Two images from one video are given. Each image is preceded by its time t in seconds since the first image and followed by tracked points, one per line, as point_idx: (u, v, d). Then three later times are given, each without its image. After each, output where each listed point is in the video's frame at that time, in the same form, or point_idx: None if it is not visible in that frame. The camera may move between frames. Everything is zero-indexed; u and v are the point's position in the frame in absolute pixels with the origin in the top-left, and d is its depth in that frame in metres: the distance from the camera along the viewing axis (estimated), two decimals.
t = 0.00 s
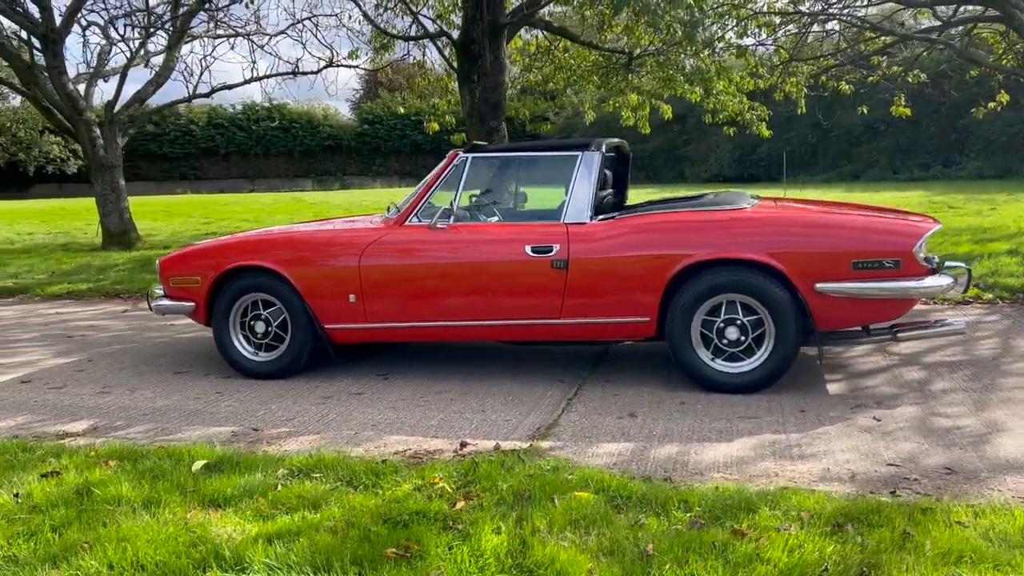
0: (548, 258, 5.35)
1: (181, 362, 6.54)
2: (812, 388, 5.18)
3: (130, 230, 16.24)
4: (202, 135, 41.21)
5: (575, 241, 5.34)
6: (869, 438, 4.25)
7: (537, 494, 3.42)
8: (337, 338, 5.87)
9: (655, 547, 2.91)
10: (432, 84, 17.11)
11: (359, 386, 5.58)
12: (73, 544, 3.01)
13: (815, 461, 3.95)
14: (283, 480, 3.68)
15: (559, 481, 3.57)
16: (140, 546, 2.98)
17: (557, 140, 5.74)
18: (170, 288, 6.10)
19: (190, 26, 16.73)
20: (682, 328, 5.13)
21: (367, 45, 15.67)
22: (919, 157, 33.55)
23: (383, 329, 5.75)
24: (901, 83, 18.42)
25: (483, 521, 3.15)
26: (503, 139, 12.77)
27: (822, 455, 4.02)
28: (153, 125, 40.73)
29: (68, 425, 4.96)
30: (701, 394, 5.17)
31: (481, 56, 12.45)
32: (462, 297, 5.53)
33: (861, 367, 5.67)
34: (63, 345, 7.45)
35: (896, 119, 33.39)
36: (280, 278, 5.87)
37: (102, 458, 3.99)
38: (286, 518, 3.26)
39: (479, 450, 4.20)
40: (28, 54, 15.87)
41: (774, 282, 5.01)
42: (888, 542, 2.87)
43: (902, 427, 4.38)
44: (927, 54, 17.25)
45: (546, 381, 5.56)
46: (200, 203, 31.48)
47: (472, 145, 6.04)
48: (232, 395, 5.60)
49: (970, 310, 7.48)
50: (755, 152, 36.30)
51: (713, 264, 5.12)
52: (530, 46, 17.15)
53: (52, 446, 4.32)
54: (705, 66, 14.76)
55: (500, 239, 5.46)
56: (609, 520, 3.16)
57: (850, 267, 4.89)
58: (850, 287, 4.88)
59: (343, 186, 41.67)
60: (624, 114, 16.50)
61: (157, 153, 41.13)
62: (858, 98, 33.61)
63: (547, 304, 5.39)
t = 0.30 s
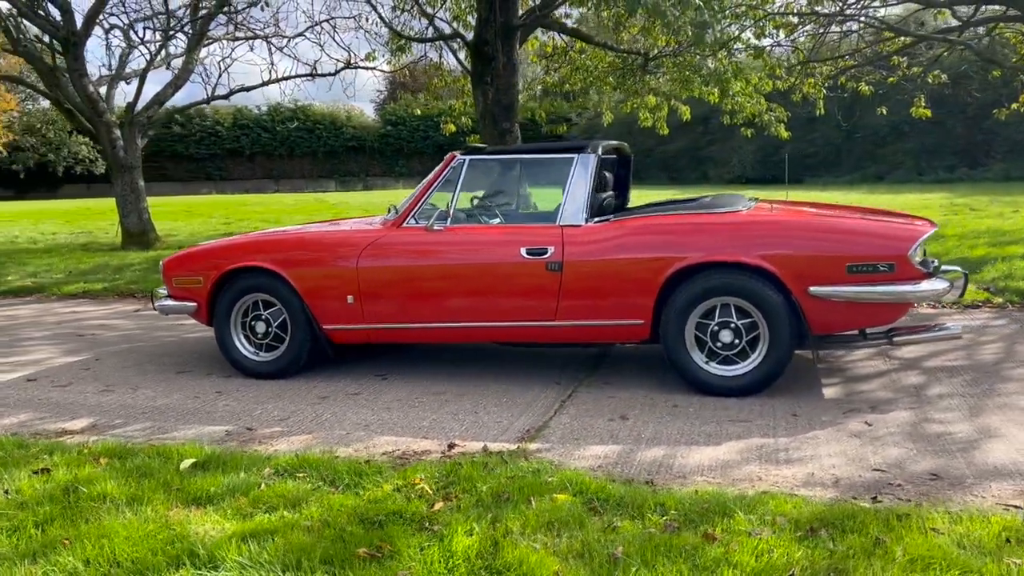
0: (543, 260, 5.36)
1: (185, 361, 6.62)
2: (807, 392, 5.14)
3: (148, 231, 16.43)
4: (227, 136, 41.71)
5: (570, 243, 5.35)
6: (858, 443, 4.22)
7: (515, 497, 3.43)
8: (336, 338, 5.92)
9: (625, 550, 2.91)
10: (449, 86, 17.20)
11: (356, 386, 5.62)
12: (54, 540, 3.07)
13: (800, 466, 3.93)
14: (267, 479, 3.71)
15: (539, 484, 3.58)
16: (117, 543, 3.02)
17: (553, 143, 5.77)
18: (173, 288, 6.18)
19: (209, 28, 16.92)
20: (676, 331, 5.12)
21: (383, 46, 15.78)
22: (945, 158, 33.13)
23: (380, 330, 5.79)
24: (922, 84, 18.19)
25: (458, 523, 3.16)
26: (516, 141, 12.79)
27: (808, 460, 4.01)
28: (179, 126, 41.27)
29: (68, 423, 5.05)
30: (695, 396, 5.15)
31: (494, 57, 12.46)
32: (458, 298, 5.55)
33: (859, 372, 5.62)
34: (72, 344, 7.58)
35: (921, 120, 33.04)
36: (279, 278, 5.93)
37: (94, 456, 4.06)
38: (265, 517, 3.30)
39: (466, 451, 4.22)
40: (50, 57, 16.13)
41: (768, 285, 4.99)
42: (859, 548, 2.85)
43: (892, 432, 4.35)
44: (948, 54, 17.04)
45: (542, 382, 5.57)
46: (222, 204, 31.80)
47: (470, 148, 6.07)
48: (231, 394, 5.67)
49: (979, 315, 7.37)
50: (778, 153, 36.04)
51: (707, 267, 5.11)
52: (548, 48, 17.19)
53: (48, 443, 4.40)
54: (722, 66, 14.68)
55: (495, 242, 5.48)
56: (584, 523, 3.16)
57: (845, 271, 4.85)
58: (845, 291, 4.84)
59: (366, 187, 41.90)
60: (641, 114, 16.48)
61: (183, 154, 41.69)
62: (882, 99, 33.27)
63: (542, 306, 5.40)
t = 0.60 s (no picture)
0: (542, 260, 5.34)
1: (191, 359, 6.67)
2: (809, 394, 5.09)
3: (167, 229, 16.59)
4: (252, 136, 42.16)
5: (570, 243, 5.33)
6: (855, 446, 4.17)
7: (501, 497, 3.41)
8: (338, 337, 5.93)
9: (604, 552, 2.89)
10: (468, 86, 17.26)
11: (357, 385, 5.64)
12: (40, 535, 3.10)
13: (794, 469, 3.88)
14: (257, 477, 3.72)
15: (527, 484, 3.56)
16: (100, 539, 3.04)
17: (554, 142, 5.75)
18: (178, 286, 6.22)
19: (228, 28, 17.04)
20: (675, 332, 5.08)
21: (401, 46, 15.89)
22: (971, 159, 32.65)
23: (381, 329, 5.80)
24: (944, 83, 17.94)
25: (440, 523, 3.15)
26: (531, 141, 12.78)
27: (803, 463, 3.96)
28: (204, 126, 41.74)
29: (70, 419, 5.11)
30: (694, 398, 5.11)
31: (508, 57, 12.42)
32: (457, 297, 5.55)
33: (864, 374, 5.55)
34: (83, 341, 7.66)
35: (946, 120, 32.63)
36: (282, 277, 5.96)
37: (89, 452, 4.09)
38: (251, 514, 3.31)
39: (459, 451, 4.22)
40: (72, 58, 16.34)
41: (769, 287, 4.94)
42: (843, 553, 2.81)
43: (891, 436, 4.29)
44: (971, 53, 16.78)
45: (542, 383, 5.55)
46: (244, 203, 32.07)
47: (473, 148, 6.06)
48: (233, 392, 5.70)
49: (992, 318, 7.25)
50: (801, 153, 35.75)
51: (707, 268, 5.07)
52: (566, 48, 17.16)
53: (47, 439, 4.44)
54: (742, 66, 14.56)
55: (496, 241, 5.47)
56: (567, 524, 3.15)
57: (846, 272, 4.79)
58: (846, 292, 4.78)
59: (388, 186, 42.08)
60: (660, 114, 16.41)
61: (208, 154, 42.21)
62: (907, 99, 32.89)
63: (542, 306, 5.38)
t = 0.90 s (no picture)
0: (535, 259, 5.31)
1: (190, 356, 6.70)
2: (804, 396, 5.01)
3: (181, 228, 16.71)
4: (273, 136, 42.60)
5: (563, 241, 5.28)
6: (845, 449, 4.09)
7: (478, 496, 3.38)
8: (333, 335, 5.93)
9: (573, 553, 2.85)
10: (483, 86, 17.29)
11: (350, 383, 5.62)
12: (16, 530, 3.10)
13: (780, 471, 3.82)
14: (237, 473, 3.71)
15: (505, 484, 3.52)
16: (72, 534, 3.04)
17: (549, 140, 5.71)
18: (177, 284, 6.24)
19: (243, 28, 17.13)
20: (668, 331, 5.03)
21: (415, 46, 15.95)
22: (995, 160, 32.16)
23: (375, 326, 5.79)
24: (963, 82, 17.68)
25: (413, 522, 3.12)
26: (541, 139, 12.73)
27: (790, 465, 3.90)
28: (226, 126, 42.15)
29: (64, 414, 5.13)
30: (687, 398, 5.06)
31: (519, 56, 12.39)
32: (451, 296, 5.53)
33: (862, 376, 5.46)
34: (87, 338, 7.71)
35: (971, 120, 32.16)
36: (278, 275, 5.97)
37: (75, 447, 4.11)
38: (227, 510, 3.29)
39: (443, 450, 4.19)
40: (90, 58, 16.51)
41: (763, 286, 4.87)
42: (817, 558, 2.76)
43: (883, 439, 4.21)
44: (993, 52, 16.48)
45: (537, 382, 5.51)
46: (262, 202, 32.27)
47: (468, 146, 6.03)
48: (228, 389, 5.71)
49: (1001, 320, 7.11)
50: (823, 153, 35.49)
51: (701, 267, 5.01)
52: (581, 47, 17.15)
53: (36, 434, 4.46)
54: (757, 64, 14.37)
55: (489, 240, 5.44)
56: (540, 524, 3.11)
57: (841, 272, 4.72)
58: (840, 292, 4.71)
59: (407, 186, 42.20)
60: (676, 113, 16.33)
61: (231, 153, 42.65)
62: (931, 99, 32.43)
63: (534, 305, 5.35)
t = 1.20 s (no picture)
0: (528, 260, 5.29)
1: (191, 355, 6.75)
2: (797, 399, 4.97)
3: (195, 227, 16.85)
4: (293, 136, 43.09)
5: (556, 243, 5.27)
6: (833, 454, 4.05)
7: (456, 498, 3.37)
8: (330, 336, 5.95)
9: (542, 557, 2.85)
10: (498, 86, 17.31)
11: (345, 383, 5.64)
12: None
13: (764, 476, 3.79)
14: (220, 473, 3.73)
15: (485, 486, 3.51)
16: (50, 533, 3.07)
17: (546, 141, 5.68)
18: (176, 283, 6.28)
19: (258, 28, 17.22)
20: (660, 334, 5.00)
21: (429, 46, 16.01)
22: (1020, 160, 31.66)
23: (371, 327, 5.80)
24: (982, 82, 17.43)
25: (387, 524, 3.12)
26: (552, 139, 12.69)
27: (775, 470, 3.87)
28: (247, 125, 42.53)
29: (61, 412, 5.19)
30: (680, 401, 5.03)
31: (529, 56, 12.36)
32: (446, 297, 5.53)
33: (860, 380, 5.39)
34: (94, 336, 7.80)
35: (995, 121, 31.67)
36: (275, 275, 5.99)
37: (64, 446, 4.14)
38: (205, 510, 3.31)
39: (429, 451, 4.19)
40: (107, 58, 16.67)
41: (755, 289, 4.83)
42: (788, 565, 2.73)
43: (873, 445, 4.16)
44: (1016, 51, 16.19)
45: (530, 384, 5.50)
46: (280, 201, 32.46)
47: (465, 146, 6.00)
48: (224, 388, 5.75)
49: (1008, 324, 7.00)
50: (843, 153, 35.25)
51: (694, 269, 4.97)
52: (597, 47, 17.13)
53: (30, 432, 4.51)
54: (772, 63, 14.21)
55: (482, 241, 5.43)
56: (514, 526, 3.10)
57: (834, 275, 4.67)
58: (833, 296, 4.66)
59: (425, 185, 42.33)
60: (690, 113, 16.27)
61: (251, 153, 43.00)
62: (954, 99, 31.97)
63: (528, 306, 5.33)
